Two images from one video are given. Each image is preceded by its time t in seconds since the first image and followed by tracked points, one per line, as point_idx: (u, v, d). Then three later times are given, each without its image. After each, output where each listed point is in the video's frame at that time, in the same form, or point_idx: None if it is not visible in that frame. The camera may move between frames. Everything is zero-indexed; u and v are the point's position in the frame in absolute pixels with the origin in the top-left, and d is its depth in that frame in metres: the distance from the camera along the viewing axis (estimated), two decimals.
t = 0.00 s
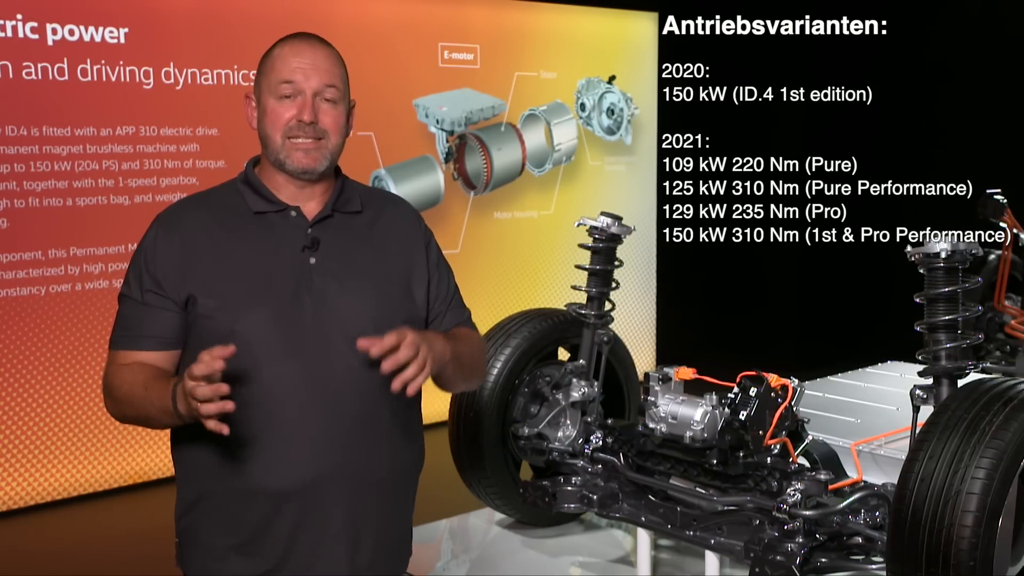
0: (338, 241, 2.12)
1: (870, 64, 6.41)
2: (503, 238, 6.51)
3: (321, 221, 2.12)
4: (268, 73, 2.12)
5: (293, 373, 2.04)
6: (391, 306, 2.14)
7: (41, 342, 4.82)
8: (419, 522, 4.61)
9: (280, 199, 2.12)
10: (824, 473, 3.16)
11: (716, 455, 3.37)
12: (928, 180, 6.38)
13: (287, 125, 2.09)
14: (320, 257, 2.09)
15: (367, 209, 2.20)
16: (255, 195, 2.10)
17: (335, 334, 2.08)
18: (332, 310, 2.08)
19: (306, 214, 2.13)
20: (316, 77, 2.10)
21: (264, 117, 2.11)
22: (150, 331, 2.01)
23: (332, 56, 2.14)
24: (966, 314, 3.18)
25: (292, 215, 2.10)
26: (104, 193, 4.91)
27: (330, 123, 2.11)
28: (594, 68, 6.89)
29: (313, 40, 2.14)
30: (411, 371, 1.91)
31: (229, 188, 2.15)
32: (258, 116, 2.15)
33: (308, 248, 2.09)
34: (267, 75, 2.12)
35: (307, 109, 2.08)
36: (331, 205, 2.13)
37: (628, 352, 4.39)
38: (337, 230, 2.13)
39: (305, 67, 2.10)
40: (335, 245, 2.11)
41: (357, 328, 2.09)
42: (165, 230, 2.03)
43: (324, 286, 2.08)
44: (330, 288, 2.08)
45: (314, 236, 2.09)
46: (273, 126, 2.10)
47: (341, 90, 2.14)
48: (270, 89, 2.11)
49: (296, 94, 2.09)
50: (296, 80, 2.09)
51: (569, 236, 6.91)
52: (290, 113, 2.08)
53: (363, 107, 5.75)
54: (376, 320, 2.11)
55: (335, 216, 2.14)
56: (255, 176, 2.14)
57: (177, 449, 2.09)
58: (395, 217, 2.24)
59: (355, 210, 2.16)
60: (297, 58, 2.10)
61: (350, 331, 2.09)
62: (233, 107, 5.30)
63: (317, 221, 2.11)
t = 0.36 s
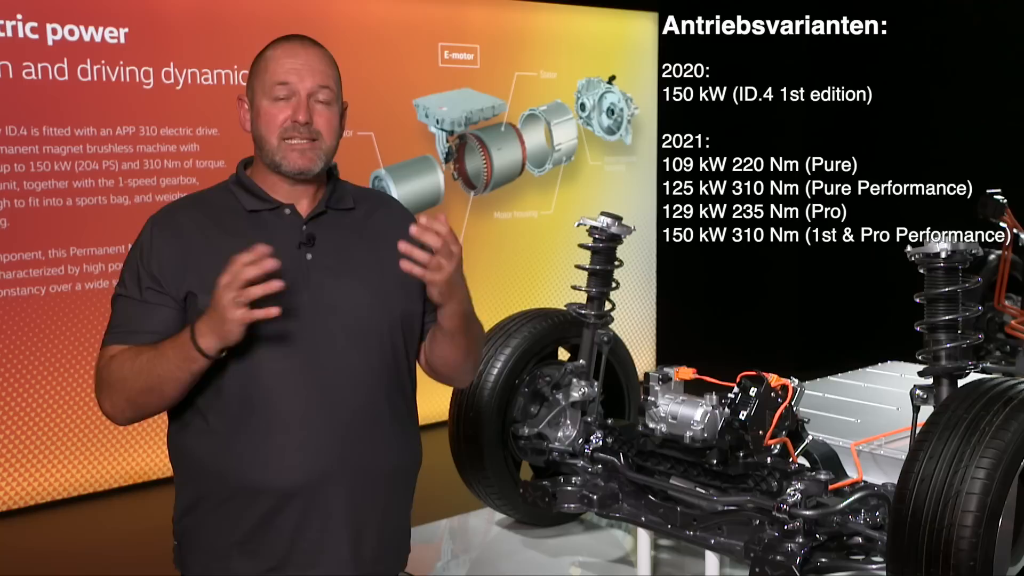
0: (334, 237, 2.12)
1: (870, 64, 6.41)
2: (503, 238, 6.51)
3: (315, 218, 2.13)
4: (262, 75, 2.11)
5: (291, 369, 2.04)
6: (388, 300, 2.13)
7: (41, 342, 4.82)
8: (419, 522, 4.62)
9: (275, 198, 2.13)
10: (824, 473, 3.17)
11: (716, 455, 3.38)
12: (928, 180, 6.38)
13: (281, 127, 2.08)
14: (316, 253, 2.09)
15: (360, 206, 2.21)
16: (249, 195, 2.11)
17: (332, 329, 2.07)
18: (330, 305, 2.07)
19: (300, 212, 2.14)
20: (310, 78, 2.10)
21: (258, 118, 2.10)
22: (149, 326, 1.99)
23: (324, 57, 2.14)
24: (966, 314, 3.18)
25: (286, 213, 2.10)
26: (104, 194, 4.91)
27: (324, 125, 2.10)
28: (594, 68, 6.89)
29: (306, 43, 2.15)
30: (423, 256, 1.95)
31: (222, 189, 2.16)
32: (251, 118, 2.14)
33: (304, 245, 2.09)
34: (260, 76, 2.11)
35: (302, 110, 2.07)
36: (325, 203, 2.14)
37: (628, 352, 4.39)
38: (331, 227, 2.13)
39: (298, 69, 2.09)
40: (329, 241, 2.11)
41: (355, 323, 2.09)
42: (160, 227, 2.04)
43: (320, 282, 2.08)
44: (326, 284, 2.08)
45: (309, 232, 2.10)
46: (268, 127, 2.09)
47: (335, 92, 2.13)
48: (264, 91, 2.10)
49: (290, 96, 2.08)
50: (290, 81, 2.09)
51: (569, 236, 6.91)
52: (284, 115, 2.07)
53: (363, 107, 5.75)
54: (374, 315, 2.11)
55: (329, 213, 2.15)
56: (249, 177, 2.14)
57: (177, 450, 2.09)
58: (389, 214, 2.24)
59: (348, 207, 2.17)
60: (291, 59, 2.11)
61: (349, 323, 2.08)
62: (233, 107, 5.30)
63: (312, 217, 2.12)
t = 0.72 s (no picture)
0: (342, 245, 2.13)
1: (870, 64, 6.40)
2: (503, 238, 6.51)
3: (325, 225, 2.13)
4: (260, 82, 2.10)
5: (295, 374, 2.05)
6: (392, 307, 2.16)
7: (41, 341, 4.82)
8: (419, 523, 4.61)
9: (285, 203, 2.12)
10: (824, 473, 3.17)
11: (716, 455, 3.38)
12: (927, 180, 6.37)
13: (285, 133, 2.08)
14: (325, 261, 2.10)
15: (366, 212, 2.21)
16: (259, 199, 2.10)
17: (337, 335, 2.10)
18: (336, 311, 2.11)
19: (310, 218, 2.14)
20: (307, 79, 2.09)
21: (261, 125, 2.10)
22: (149, 335, 1.99)
23: (319, 56, 2.13)
24: (966, 314, 3.18)
25: (296, 220, 2.10)
26: (103, 193, 4.91)
27: (326, 125, 2.10)
28: (594, 68, 6.89)
29: (299, 43, 2.13)
30: (379, 352, 1.86)
31: (231, 190, 2.13)
32: (253, 124, 2.13)
33: (313, 253, 2.09)
34: (258, 83, 2.11)
35: (303, 113, 2.07)
36: (334, 210, 2.14)
37: (628, 352, 4.39)
38: (341, 234, 2.14)
39: (295, 72, 2.09)
40: (339, 249, 2.12)
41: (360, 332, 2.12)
42: (168, 230, 2.02)
43: (327, 290, 2.10)
44: (333, 292, 2.11)
45: (319, 240, 2.10)
46: (272, 134, 2.09)
47: (333, 90, 2.13)
48: (263, 98, 2.09)
49: (290, 100, 2.08)
50: (288, 86, 2.08)
51: (569, 236, 6.91)
52: (286, 120, 2.07)
53: (363, 107, 5.75)
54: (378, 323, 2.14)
55: (338, 220, 2.15)
56: (259, 181, 2.13)
57: (178, 452, 2.08)
58: (393, 221, 2.24)
59: (356, 214, 2.17)
60: (286, 63, 2.09)
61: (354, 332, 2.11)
62: (233, 107, 5.30)
63: (321, 225, 2.12)
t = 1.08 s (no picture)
0: (344, 243, 2.12)
1: (870, 64, 6.39)
2: (503, 238, 6.51)
3: (327, 222, 2.12)
4: (259, 77, 2.10)
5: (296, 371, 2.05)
6: (393, 307, 2.15)
7: (41, 341, 4.82)
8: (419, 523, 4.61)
9: (286, 201, 2.12)
10: (824, 473, 3.17)
11: (716, 455, 3.37)
12: (928, 180, 6.36)
13: (285, 128, 2.08)
14: (326, 259, 2.09)
15: (370, 211, 2.21)
16: (261, 197, 2.10)
17: (339, 334, 2.09)
18: (338, 310, 2.09)
19: (311, 216, 2.13)
20: (305, 74, 2.09)
21: (260, 122, 2.10)
22: (156, 334, 2.00)
23: (317, 51, 2.12)
24: (966, 314, 3.17)
25: (298, 217, 2.10)
26: (104, 193, 4.91)
27: (325, 119, 2.10)
28: (594, 68, 6.89)
29: (297, 39, 2.13)
30: (347, 409, 1.91)
31: (234, 189, 2.14)
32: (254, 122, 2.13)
33: (314, 250, 2.09)
34: (257, 80, 2.11)
35: (302, 107, 2.07)
36: (336, 208, 2.14)
37: (628, 352, 4.39)
38: (343, 232, 2.13)
39: (293, 67, 2.08)
40: (339, 246, 2.12)
41: (359, 331, 2.11)
42: (171, 228, 2.02)
43: (329, 288, 2.09)
44: (335, 289, 2.09)
45: (319, 237, 2.09)
46: (272, 130, 2.09)
47: (332, 84, 2.12)
48: (262, 93, 2.09)
49: (288, 95, 2.08)
50: (287, 81, 2.08)
51: (569, 237, 6.91)
52: (285, 114, 2.08)
53: (363, 107, 5.75)
54: (380, 322, 2.13)
55: (340, 218, 2.14)
56: (261, 180, 2.13)
57: (180, 451, 2.08)
58: (397, 221, 2.24)
59: (359, 212, 2.17)
60: (284, 59, 2.09)
61: (355, 331, 2.11)
62: (233, 107, 5.30)
63: (323, 222, 2.11)
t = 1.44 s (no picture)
0: (345, 238, 2.12)
1: (870, 64, 6.40)
2: (503, 238, 6.51)
3: (328, 218, 2.13)
4: (260, 75, 2.12)
5: (297, 364, 2.04)
6: (396, 303, 2.15)
7: (40, 341, 4.82)
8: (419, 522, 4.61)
9: (288, 197, 2.12)
10: (824, 473, 3.17)
11: (716, 455, 3.37)
12: (927, 180, 6.36)
13: (280, 124, 2.08)
14: (327, 254, 2.09)
15: (373, 207, 2.21)
16: (263, 193, 2.11)
17: (341, 329, 2.09)
18: (340, 305, 2.09)
19: (314, 212, 2.14)
20: (303, 72, 2.09)
21: (260, 119, 2.11)
22: (160, 321, 1.99)
23: (319, 49, 2.13)
24: (966, 314, 3.17)
25: (299, 213, 2.10)
26: (104, 193, 4.91)
27: (321, 118, 2.10)
28: (594, 68, 6.89)
29: (301, 38, 2.14)
30: (346, 404, 1.90)
31: (238, 186, 2.15)
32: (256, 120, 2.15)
33: (316, 245, 2.09)
34: (260, 77, 2.12)
35: (297, 104, 2.07)
36: (337, 203, 2.14)
37: (628, 351, 4.39)
38: (344, 228, 2.13)
39: (293, 65, 2.09)
40: (341, 241, 2.12)
41: (360, 326, 2.10)
42: (175, 223, 2.04)
43: (330, 283, 2.08)
44: (337, 284, 2.09)
45: (321, 233, 2.10)
46: (268, 125, 2.09)
47: (332, 83, 2.12)
48: (262, 91, 2.10)
49: (286, 92, 2.09)
50: (285, 78, 2.09)
51: (569, 237, 6.91)
52: (280, 111, 2.08)
53: (363, 107, 5.75)
54: (382, 316, 2.12)
55: (342, 213, 2.15)
56: (264, 178, 2.13)
57: (181, 448, 2.09)
58: (401, 217, 2.23)
59: (362, 208, 2.17)
60: (286, 56, 2.10)
61: (357, 326, 2.10)
62: (233, 106, 5.30)
63: (325, 217, 2.11)
